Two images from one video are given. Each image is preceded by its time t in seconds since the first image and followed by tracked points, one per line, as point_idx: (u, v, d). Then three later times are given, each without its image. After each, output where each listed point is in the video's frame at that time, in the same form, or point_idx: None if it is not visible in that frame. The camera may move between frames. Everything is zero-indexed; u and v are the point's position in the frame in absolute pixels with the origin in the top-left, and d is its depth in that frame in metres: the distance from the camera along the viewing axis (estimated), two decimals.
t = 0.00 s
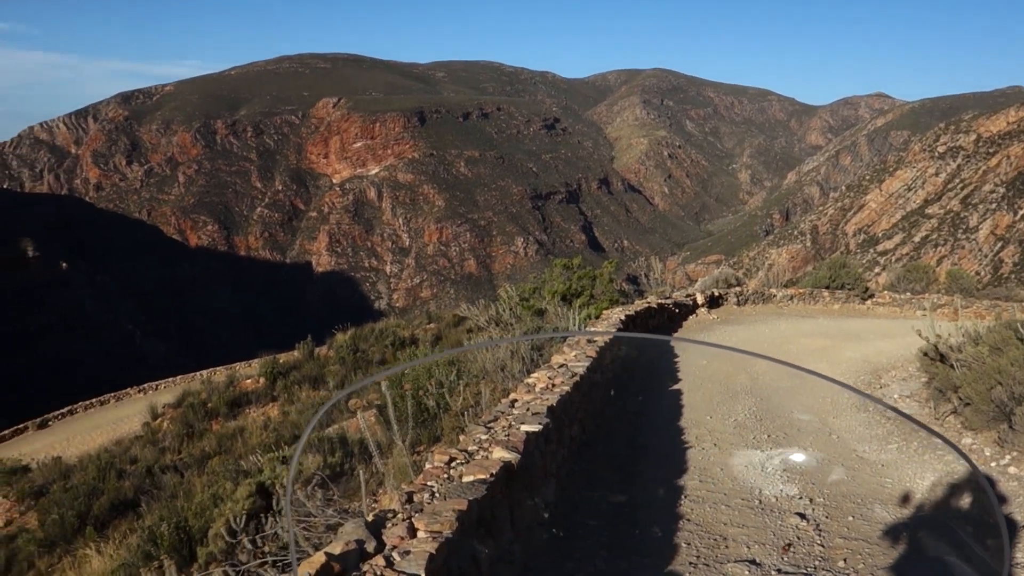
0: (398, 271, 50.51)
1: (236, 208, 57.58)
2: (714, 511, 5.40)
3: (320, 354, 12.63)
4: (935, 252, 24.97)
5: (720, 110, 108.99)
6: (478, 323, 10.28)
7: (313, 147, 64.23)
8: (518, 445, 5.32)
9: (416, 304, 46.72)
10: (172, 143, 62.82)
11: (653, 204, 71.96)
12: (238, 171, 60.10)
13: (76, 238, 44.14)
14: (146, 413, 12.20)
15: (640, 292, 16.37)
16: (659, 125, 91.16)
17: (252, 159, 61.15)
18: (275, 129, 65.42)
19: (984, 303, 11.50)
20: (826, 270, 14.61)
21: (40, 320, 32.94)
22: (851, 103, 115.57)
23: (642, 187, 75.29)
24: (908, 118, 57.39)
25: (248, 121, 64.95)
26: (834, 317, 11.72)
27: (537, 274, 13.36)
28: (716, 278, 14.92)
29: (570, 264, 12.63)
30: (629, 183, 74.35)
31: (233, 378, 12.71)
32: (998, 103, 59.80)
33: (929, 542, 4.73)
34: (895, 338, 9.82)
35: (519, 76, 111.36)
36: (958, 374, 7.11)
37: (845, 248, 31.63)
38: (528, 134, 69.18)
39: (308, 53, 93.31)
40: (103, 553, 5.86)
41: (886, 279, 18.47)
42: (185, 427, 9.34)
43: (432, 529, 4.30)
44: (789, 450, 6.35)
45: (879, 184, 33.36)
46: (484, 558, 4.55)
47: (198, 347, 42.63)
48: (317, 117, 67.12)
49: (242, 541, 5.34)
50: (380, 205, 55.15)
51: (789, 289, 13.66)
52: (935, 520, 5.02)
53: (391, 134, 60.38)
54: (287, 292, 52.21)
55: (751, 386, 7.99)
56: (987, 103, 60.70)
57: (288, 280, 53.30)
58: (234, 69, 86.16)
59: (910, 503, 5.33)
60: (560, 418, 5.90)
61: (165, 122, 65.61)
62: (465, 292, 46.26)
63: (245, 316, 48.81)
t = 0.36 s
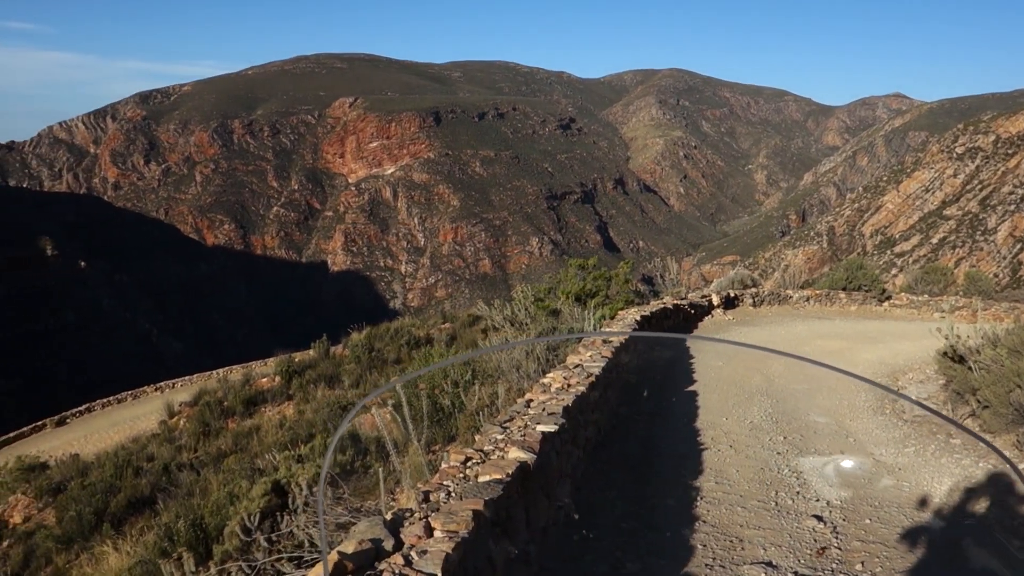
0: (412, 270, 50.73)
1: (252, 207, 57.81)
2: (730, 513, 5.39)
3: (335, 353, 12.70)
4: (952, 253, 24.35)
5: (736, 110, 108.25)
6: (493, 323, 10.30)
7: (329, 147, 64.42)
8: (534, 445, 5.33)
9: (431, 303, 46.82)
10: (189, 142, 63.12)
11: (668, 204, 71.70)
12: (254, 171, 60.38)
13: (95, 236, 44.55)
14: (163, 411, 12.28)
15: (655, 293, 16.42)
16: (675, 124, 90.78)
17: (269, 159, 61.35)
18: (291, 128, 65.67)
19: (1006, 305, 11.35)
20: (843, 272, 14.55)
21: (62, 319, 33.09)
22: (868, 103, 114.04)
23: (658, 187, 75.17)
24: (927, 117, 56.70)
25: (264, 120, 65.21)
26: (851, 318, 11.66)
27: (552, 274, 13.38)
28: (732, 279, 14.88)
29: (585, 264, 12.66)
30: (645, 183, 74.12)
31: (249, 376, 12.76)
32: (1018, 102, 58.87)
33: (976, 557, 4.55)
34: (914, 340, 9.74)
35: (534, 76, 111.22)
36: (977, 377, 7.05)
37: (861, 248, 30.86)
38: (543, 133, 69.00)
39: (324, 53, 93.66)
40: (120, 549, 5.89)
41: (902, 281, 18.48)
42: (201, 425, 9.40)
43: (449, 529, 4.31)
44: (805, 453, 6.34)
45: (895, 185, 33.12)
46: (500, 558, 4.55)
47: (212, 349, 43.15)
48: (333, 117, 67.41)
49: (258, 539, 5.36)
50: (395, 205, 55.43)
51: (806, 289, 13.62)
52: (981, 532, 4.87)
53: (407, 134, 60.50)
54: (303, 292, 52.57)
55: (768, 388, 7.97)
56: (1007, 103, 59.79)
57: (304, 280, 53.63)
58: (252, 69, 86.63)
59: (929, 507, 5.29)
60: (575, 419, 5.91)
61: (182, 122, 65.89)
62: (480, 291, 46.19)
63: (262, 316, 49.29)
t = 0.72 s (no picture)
0: (429, 269, 50.94)
1: (271, 206, 58.07)
2: (750, 514, 5.38)
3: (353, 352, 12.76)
4: (974, 254, 23.76)
5: (755, 109, 107.23)
6: (511, 322, 10.31)
7: (347, 146, 64.45)
8: (553, 445, 5.32)
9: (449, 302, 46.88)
10: (208, 141, 63.37)
11: (686, 204, 71.29)
12: (273, 170, 60.60)
13: (116, 235, 44.97)
14: (183, 408, 12.38)
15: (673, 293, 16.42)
16: (693, 124, 90.15)
17: (287, 158, 61.45)
18: (309, 128, 65.78)
19: None
20: (863, 272, 14.48)
21: (84, 316, 33.39)
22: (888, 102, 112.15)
23: (676, 186, 74.89)
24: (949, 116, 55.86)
25: (283, 119, 65.35)
26: (870, 319, 11.59)
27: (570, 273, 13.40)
28: (750, 279, 14.83)
29: (603, 264, 12.67)
30: (663, 183, 73.75)
31: (268, 374, 12.85)
32: None
33: (1012, 562, 4.42)
34: (934, 341, 9.68)
35: (552, 75, 110.95)
36: (999, 378, 6.97)
37: (881, 249, 30.06)
38: (561, 132, 68.71)
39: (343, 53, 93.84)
40: (139, 546, 5.95)
41: (924, 281, 18.34)
42: (220, 422, 9.46)
43: (468, 528, 4.29)
44: (826, 454, 6.31)
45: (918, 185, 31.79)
46: (519, 557, 4.55)
47: (230, 348, 43.66)
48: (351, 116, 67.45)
49: (276, 536, 5.38)
50: (413, 204, 55.58)
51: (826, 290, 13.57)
52: (1018, 536, 4.74)
53: (425, 133, 60.48)
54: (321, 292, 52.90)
55: (787, 389, 7.96)
56: None
57: (321, 279, 53.93)
58: (271, 69, 86.93)
59: (950, 510, 5.26)
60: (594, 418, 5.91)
61: (201, 121, 66.04)
62: (498, 291, 46.17)
63: (280, 315, 49.72)
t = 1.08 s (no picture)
0: (448, 268, 51.13)
1: (290, 205, 58.33)
2: (768, 515, 5.36)
3: (371, 350, 12.82)
4: (996, 254, 23.25)
5: (774, 108, 106.38)
6: (528, 321, 10.33)
7: (366, 146, 64.55)
8: (571, 444, 5.31)
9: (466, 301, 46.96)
10: (228, 140, 63.64)
11: (705, 203, 70.93)
12: (292, 168, 60.83)
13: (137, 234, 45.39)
14: (203, 405, 12.48)
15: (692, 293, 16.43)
16: (712, 123, 89.62)
17: (307, 157, 61.59)
18: (328, 126, 65.94)
19: None
20: (884, 272, 14.41)
21: (104, 313, 33.74)
22: (909, 101, 110.59)
23: (695, 186, 74.66)
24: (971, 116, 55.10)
25: (303, 118, 65.59)
26: (891, 319, 11.52)
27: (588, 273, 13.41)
28: (770, 279, 14.80)
29: (621, 263, 12.66)
30: (682, 182, 73.42)
31: (287, 372, 12.92)
32: None
33: None
34: (956, 342, 9.61)
35: (570, 75, 110.66)
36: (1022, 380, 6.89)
37: (901, 249, 29.82)
38: (580, 132, 68.47)
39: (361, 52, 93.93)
40: (159, 541, 6.00)
41: (946, 282, 18.20)
42: (239, 420, 9.54)
43: (487, 527, 4.28)
44: (844, 455, 6.29)
45: (939, 184, 31.46)
46: (537, 557, 4.54)
47: (249, 346, 44.17)
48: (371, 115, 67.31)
49: (294, 533, 5.39)
50: (432, 203, 55.71)
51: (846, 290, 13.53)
52: None
53: (444, 132, 60.54)
54: (340, 291, 53.22)
55: (806, 390, 7.93)
56: None
57: (340, 277, 54.23)
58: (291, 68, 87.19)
59: (971, 513, 5.22)
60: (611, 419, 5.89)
61: (221, 120, 66.30)
62: (516, 290, 46.26)
63: (299, 313, 50.14)
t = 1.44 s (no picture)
0: (464, 268, 51.23)
1: (307, 204, 58.59)
2: (786, 517, 5.33)
3: (387, 349, 12.86)
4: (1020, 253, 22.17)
5: (792, 107, 105.71)
6: (545, 321, 10.33)
7: (383, 145, 64.71)
8: (588, 444, 5.29)
9: (482, 301, 47.03)
10: (246, 140, 63.90)
11: (722, 203, 70.66)
12: (310, 168, 61.09)
13: (158, 235, 45.92)
14: (220, 404, 12.56)
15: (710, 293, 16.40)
16: (729, 122, 89.26)
17: (324, 157, 61.81)
18: (345, 126, 66.19)
19: None
20: (903, 272, 14.33)
21: (123, 311, 34.09)
22: (929, 100, 109.34)
23: (712, 185, 74.41)
24: (991, 115, 54.46)
25: (320, 118, 65.91)
26: (910, 320, 11.46)
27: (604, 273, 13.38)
28: (788, 279, 14.75)
29: (638, 263, 12.64)
30: (699, 182, 73.20)
31: (304, 372, 12.99)
32: None
33: None
34: (976, 343, 9.54)
35: (587, 74, 110.52)
36: None
37: (921, 249, 29.60)
38: (597, 131, 68.27)
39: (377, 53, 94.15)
40: (178, 539, 6.04)
41: (967, 282, 18.04)
42: (257, 418, 9.61)
43: (504, 527, 4.26)
44: (863, 456, 6.25)
45: (958, 184, 31.07)
46: (554, 557, 4.52)
47: (267, 346, 44.55)
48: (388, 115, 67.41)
49: (311, 532, 5.40)
50: (448, 203, 55.87)
51: (865, 291, 13.45)
52: None
53: (460, 132, 60.64)
54: (356, 290, 53.50)
55: (824, 391, 7.89)
56: None
57: (357, 276, 54.51)
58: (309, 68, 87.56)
59: (991, 514, 5.18)
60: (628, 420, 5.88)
61: (239, 121, 66.49)
62: (532, 290, 46.30)
63: (316, 312, 50.46)
